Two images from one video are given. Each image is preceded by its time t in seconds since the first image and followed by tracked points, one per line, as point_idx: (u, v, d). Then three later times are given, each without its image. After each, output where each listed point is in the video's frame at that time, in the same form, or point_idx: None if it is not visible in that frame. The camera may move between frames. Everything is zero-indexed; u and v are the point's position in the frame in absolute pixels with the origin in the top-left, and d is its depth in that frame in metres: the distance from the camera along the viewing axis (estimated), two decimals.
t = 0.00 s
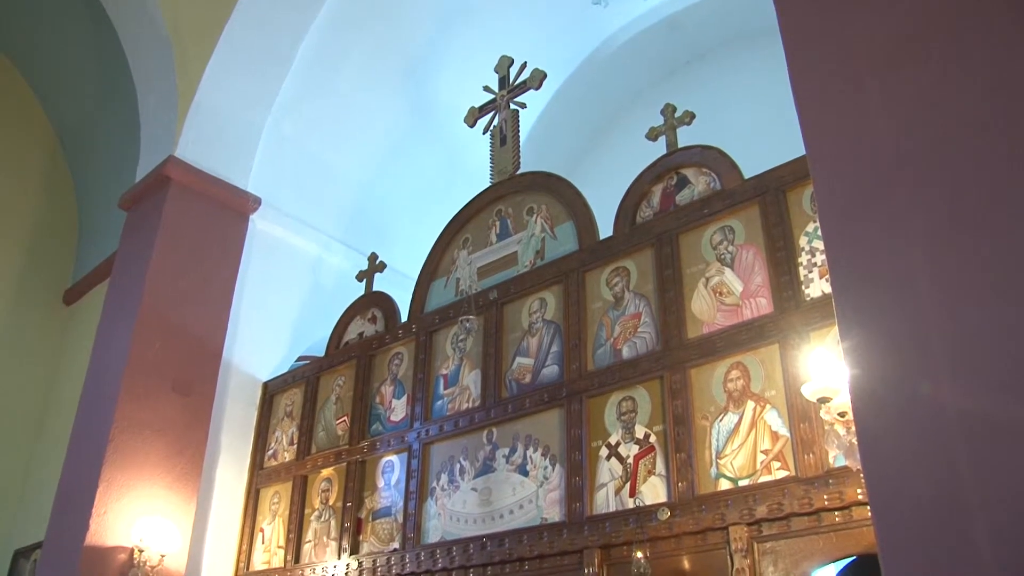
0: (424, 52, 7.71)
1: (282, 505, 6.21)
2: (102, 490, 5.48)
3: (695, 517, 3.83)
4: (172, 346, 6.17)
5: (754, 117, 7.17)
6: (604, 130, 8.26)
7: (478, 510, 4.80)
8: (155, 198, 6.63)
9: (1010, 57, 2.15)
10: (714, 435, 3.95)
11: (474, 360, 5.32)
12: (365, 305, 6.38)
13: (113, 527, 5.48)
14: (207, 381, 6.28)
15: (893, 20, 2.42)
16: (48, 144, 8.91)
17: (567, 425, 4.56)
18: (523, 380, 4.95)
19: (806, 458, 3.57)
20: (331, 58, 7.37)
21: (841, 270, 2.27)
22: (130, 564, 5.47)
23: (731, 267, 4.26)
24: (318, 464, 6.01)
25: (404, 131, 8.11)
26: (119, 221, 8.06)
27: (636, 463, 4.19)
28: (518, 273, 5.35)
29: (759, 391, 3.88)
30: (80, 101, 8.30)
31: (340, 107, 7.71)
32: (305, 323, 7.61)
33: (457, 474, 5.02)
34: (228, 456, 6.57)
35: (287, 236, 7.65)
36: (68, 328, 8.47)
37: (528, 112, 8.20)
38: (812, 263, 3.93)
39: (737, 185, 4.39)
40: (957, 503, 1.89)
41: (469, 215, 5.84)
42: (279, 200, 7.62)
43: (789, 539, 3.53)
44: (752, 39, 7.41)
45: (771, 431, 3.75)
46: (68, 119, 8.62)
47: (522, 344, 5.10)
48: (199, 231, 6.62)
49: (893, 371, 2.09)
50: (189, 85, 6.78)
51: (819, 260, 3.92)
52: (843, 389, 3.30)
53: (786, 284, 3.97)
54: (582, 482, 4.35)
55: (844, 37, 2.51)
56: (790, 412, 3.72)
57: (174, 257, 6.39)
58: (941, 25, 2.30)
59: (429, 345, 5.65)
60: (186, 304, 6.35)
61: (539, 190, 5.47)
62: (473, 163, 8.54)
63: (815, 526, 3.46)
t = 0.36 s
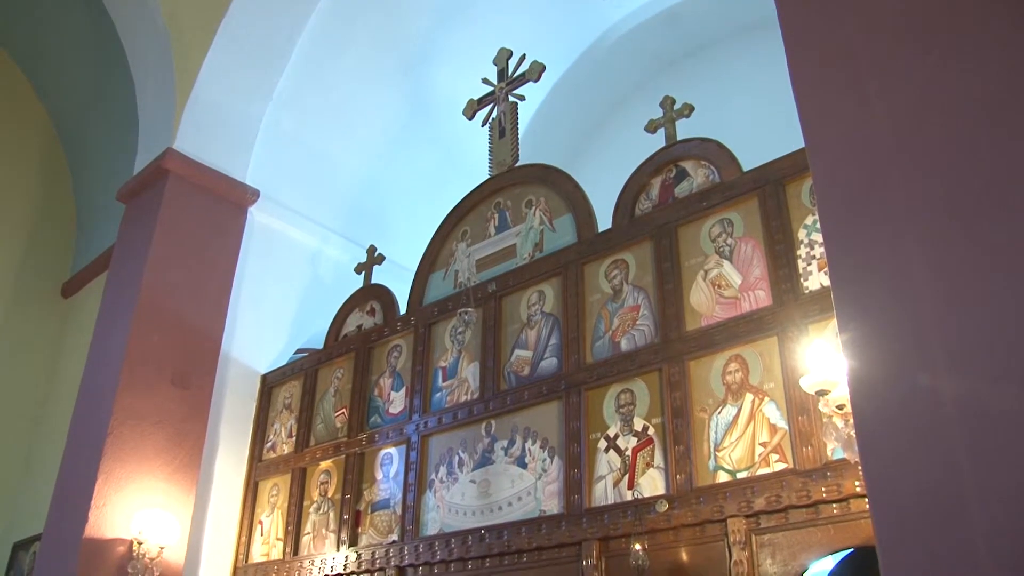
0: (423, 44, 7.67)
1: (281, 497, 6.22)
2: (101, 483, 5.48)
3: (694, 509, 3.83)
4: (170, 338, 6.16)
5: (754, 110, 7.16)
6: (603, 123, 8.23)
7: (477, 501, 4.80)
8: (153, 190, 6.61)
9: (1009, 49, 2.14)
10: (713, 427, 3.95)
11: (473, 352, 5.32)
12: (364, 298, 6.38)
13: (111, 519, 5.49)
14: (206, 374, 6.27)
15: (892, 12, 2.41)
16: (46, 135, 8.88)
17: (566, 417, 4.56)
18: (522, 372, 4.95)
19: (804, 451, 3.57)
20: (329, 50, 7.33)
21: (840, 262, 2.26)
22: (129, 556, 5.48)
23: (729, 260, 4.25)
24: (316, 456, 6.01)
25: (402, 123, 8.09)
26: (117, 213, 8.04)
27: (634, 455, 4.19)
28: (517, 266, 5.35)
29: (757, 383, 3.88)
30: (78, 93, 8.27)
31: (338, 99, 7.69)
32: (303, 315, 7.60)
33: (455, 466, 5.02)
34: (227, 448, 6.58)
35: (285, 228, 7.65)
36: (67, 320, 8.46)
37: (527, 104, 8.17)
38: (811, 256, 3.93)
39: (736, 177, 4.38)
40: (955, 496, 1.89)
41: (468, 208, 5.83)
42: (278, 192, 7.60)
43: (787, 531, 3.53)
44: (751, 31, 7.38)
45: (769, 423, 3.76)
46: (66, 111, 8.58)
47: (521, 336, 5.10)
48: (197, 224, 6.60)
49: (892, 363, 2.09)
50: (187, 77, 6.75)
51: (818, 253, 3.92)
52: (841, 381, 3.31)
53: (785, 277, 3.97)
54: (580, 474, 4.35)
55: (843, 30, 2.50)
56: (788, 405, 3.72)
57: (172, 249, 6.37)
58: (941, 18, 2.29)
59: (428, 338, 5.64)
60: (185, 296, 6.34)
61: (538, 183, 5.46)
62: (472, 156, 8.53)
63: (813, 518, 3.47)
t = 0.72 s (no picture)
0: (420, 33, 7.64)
1: (279, 487, 6.22)
2: (100, 472, 5.49)
3: (691, 498, 3.84)
4: (169, 328, 6.16)
5: (752, 101, 7.15)
6: (602, 112, 8.21)
7: (475, 491, 4.81)
8: (151, 179, 6.59)
9: (1009, 38, 2.13)
10: (711, 417, 3.96)
11: (471, 342, 5.32)
12: (362, 287, 6.37)
13: (110, 508, 5.50)
14: (204, 363, 6.27)
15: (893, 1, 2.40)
16: (43, 124, 8.85)
17: (564, 407, 4.57)
18: (520, 361, 4.95)
19: (802, 441, 3.58)
20: (327, 40, 7.30)
21: (839, 252, 2.26)
22: (128, 546, 5.49)
23: (728, 250, 4.25)
24: (315, 446, 6.02)
25: (400, 113, 8.07)
26: (114, 202, 8.02)
27: (632, 445, 4.20)
28: (515, 255, 5.34)
29: (756, 373, 3.89)
30: (76, 83, 8.24)
31: (336, 89, 7.66)
32: (301, 305, 7.59)
33: (454, 456, 5.03)
34: (225, 437, 6.58)
35: (284, 218, 7.63)
36: (65, 310, 8.45)
37: (526, 93, 8.15)
38: (809, 246, 3.93)
39: (734, 167, 4.37)
40: (954, 486, 1.89)
41: (466, 197, 5.82)
42: (276, 182, 7.58)
43: (784, 521, 3.54)
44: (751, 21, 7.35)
45: (767, 413, 3.76)
46: (63, 100, 8.55)
47: (519, 326, 5.10)
48: (196, 213, 6.59)
49: (891, 353, 2.09)
50: (185, 66, 6.72)
51: (817, 243, 3.92)
52: (839, 370, 3.31)
53: (783, 267, 3.97)
54: (578, 464, 4.36)
55: (843, 19, 2.49)
56: (786, 394, 3.72)
57: (171, 239, 6.36)
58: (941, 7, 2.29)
59: (427, 327, 5.64)
60: (183, 286, 6.33)
61: (536, 172, 5.45)
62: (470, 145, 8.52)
63: (811, 508, 3.47)
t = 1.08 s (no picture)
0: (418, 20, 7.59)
1: (278, 474, 6.23)
2: (99, 460, 5.49)
3: (690, 485, 3.85)
4: (168, 316, 6.15)
5: (751, 88, 7.12)
6: (602, 99, 8.17)
7: (474, 478, 4.82)
8: (149, 167, 6.56)
9: (1010, 24, 2.12)
10: (709, 404, 3.96)
11: (469, 329, 5.31)
12: (360, 275, 6.36)
13: (109, 496, 5.50)
14: (203, 351, 6.27)
15: None
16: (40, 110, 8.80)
17: (562, 394, 4.57)
18: (519, 349, 4.95)
19: (800, 428, 3.58)
20: (325, 27, 7.25)
21: (839, 239, 2.25)
22: (127, 533, 5.50)
23: (727, 238, 4.24)
24: (314, 433, 6.03)
25: (398, 100, 8.03)
26: (112, 190, 8.00)
27: (631, 432, 4.20)
28: (513, 243, 5.33)
29: (754, 361, 3.89)
30: (72, 69, 8.20)
31: (334, 76, 7.62)
32: (300, 292, 7.58)
33: (452, 443, 5.04)
34: (224, 425, 6.58)
35: (282, 206, 7.61)
36: (63, 298, 8.44)
37: (525, 80, 8.11)
38: (808, 234, 3.92)
39: (733, 154, 4.36)
40: (952, 475, 1.89)
41: (465, 184, 5.80)
42: (274, 169, 7.55)
43: (782, 508, 3.55)
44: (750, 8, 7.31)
45: (766, 401, 3.76)
46: (60, 86, 8.50)
47: (518, 313, 5.09)
48: (194, 201, 6.57)
49: (890, 341, 2.08)
50: (182, 53, 6.68)
51: (815, 231, 3.91)
52: (837, 357, 3.32)
53: (782, 255, 3.96)
54: (577, 451, 4.37)
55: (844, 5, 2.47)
56: (784, 381, 3.72)
57: (168, 227, 6.34)
58: None
59: (425, 315, 5.63)
60: (181, 274, 6.32)
61: (534, 159, 5.43)
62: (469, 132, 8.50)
63: (809, 495, 3.48)
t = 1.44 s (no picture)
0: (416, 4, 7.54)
1: (276, 459, 6.24)
2: (98, 445, 5.49)
3: (687, 470, 3.86)
4: (165, 301, 6.14)
5: (750, 71, 7.09)
6: (600, 82, 8.14)
7: (471, 463, 4.83)
8: (146, 151, 6.53)
9: (1011, 7, 2.10)
10: (706, 389, 3.96)
11: (467, 314, 5.31)
12: (358, 259, 6.35)
13: (108, 481, 5.51)
14: (200, 336, 6.26)
15: None
16: (35, 95, 8.75)
17: (560, 378, 4.57)
18: (517, 333, 4.95)
19: (797, 413, 3.58)
20: (322, 10, 7.19)
21: (837, 224, 2.24)
22: (126, 518, 5.51)
23: (725, 222, 4.23)
24: (312, 418, 6.03)
25: (396, 84, 7.99)
26: (109, 175, 7.97)
27: (628, 417, 4.20)
28: (511, 228, 5.31)
29: (751, 345, 3.88)
30: (68, 53, 8.14)
31: (331, 60, 7.57)
32: (297, 277, 7.56)
33: (450, 428, 5.04)
34: (223, 409, 6.59)
35: (279, 190, 7.58)
36: (60, 284, 8.42)
37: (524, 64, 8.08)
38: (807, 219, 3.91)
39: (731, 138, 4.34)
40: (948, 461, 1.89)
41: (463, 169, 5.78)
42: (271, 154, 7.51)
43: (779, 492, 3.56)
44: None
45: (763, 385, 3.76)
46: (56, 71, 8.45)
47: (515, 298, 5.09)
48: (190, 186, 6.54)
49: (888, 327, 2.08)
50: (179, 38, 6.64)
51: (814, 216, 3.90)
52: (835, 343, 3.31)
53: (780, 240, 3.95)
54: (574, 435, 4.37)
55: None
56: (782, 366, 3.72)
57: (165, 212, 6.32)
58: None
59: (423, 300, 5.62)
60: (178, 259, 6.30)
61: (532, 144, 5.41)
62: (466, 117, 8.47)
63: (806, 480, 3.49)
